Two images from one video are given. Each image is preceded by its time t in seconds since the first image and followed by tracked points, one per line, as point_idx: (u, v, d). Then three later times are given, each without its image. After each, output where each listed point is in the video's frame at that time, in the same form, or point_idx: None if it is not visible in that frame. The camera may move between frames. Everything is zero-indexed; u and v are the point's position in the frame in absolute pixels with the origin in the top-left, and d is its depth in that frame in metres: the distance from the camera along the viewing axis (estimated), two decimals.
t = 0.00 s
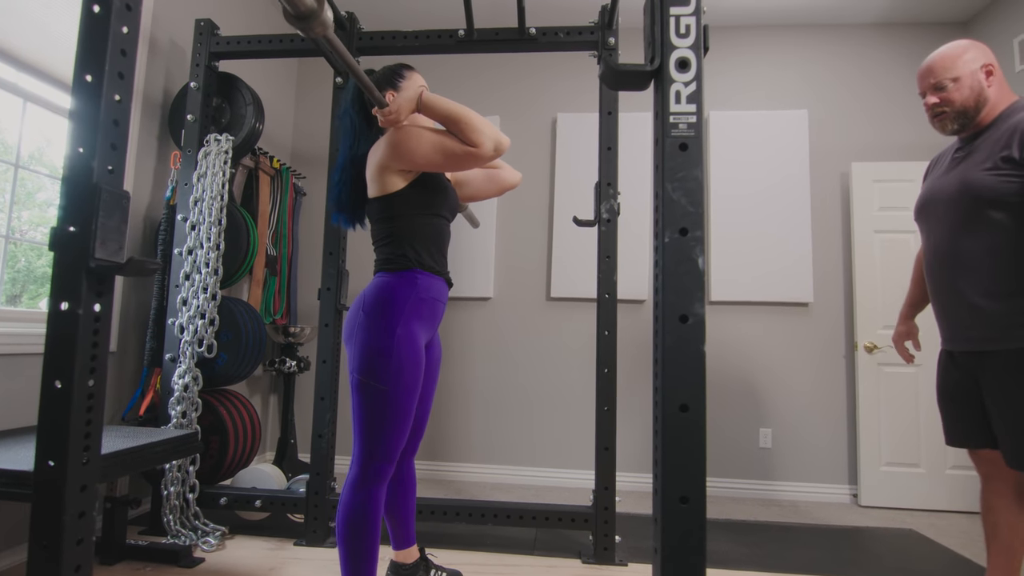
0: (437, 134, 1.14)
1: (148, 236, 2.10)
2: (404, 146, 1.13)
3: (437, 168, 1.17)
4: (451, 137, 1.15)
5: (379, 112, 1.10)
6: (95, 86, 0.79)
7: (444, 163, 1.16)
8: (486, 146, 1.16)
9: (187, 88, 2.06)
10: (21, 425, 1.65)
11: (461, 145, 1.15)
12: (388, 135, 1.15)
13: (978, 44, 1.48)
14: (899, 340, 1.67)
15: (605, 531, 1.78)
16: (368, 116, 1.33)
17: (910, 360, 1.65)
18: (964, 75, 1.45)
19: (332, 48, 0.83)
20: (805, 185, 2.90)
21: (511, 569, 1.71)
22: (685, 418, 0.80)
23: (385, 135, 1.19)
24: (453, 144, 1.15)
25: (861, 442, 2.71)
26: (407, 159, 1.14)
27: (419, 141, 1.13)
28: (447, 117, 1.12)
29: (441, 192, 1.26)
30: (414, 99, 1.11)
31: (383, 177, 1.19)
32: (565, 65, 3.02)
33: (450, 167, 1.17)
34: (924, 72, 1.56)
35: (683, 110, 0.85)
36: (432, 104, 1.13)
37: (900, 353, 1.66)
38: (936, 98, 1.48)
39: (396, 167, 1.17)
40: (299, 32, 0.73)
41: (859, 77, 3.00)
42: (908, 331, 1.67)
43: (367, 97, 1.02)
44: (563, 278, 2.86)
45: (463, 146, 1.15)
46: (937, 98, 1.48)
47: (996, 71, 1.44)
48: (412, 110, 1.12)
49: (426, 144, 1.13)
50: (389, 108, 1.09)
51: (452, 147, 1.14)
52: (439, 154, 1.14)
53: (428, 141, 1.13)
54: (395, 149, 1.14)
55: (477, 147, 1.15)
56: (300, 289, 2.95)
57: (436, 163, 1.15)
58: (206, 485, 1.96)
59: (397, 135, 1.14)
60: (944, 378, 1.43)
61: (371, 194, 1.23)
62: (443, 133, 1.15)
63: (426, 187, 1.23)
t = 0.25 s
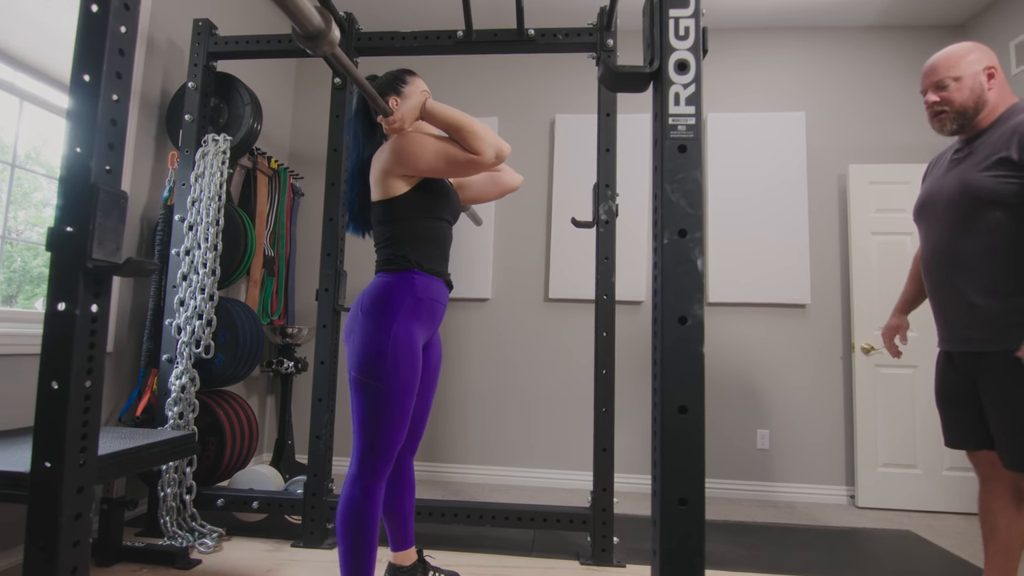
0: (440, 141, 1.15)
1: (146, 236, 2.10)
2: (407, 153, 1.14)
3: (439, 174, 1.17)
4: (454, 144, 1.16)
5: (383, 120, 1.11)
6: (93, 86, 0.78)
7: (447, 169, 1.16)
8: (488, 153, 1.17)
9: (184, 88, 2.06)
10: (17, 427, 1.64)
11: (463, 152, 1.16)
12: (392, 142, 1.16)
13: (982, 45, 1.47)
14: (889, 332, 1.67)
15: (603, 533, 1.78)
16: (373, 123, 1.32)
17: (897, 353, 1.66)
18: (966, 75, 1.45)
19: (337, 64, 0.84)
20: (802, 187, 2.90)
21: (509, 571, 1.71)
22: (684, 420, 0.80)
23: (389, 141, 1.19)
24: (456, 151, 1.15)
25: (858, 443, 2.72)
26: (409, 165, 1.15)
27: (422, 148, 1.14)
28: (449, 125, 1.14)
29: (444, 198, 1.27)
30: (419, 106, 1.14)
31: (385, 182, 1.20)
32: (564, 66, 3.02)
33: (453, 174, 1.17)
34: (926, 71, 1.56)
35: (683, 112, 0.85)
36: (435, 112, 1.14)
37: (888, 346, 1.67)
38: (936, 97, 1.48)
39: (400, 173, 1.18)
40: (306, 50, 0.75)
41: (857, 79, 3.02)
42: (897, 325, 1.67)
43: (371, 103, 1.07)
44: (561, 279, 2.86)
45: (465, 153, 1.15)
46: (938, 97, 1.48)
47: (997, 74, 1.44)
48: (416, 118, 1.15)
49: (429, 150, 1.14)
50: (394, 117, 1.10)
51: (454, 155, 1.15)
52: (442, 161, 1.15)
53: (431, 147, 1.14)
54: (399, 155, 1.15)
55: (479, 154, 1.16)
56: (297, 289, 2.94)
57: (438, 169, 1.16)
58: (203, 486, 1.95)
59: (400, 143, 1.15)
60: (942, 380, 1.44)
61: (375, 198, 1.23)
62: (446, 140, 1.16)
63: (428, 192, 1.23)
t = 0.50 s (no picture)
0: (435, 139, 1.15)
1: (140, 236, 2.08)
2: (401, 150, 1.14)
3: (434, 173, 1.17)
4: (449, 142, 1.16)
5: (377, 117, 1.11)
6: (87, 85, 0.78)
7: (441, 168, 1.16)
8: (483, 152, 1.17)
9: (179, 87, 2.05)
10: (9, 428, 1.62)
11: (458, 150, 1.15)
12: (386, 139, 1.16)
13: (984, 47, 1.49)
14: (876, 322, 1.68)
15: (599, 534, 1.78)
16: (366, 120, 1.32)
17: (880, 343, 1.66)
18: (966, 76, 1.47)
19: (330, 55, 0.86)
20: (797, 189, 2.92)
21: (505, 572, 1.71)
22: (680, 421, 0.80)
23: (383, 139, 1.19)
24: (451, 150, 1.15)
25: (852, 444, 2.73)
26: (404, 162, 1.15)
27: (416, 145, 1.13)
28: (444, 122, 1.14)
29: (439, 196, 1.26)
30: (414, 104, 1.14)
31: (380, 180, 1.19)
32: (560, 67, 3.03)
33: (447, 172, 1.17)
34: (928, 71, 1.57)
35: (680, 114, 0.85)
36: (430, 110, 1.14)
37: (871, 335, 1.67)
38: (936, 96, 1.50)
39: (394, 171, 1.17)
40: (297, 41, 0.74)
41: (851, 82, 3.04)
42: (884, 316, 1.67)
43: (367, 102, 1.08)
44: (558, 280, 2.86)
45: (460, 151, 1.15)
46: (938, 97, 1.50)
47: (998, 76, 1.45)
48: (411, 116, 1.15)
49: (424, 148, 1.14)
50: (387, 114, 1.11)
51: (449, 152, 1.15)
52: (437, 159, 1.14)
53: (426, 146, 1.14)
54: (393, 153, 1.14)
55: (474, 152, 1.15)
56: (292, 290, 2.93)
57: (433, 167, 1.15)
58: (197, 487, 1.94)
59: (395, 140, 1.14)
60: (936, 382, 1.45)
61: (369, 197, 1.23)
62: (441, 138, 1.16)
63: (423, 191, 1.23)
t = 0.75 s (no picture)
0: (427, 139, 1.15)
1: (132, 238, 2.06)
2: (394, 150, 1.14)
3: (426, 172, 1.17)
4: (441, 143, 1.16)
5: (369, 116, 1.06)
6: (81, 85, 0.77)
7: (434, 168, 1.16)
8: (476, 153, 1.17)
9: (174, 88, 2.04)
10: None
11: (451, 150, 1.15)
12: (379, 138, 1.15)
13: (984, 56, 1.50)
14: (874, 336, 1.69)
15: (593, 539, 1.78)
16: (360, 120, 1.32)
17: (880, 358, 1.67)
18: (966, 84, 1.47)
19: (320, 47, 0.84)
20: (791, 195, 2.94)
21: None
22: (676, 428, 0.80)
23: (376, 138, 1.19)
24: (443, 150, 1.15)
25: (844, 449, 2.75)
26: (396, 162, 1.15)
27: (408, 145, 1.13)
28: (438, 122, 1.12)
29: (432, 198, 1.26)
30: (406, 103, 1.10)
31: (372, 181, 1.19)
32: (556, 72, 3.04)
33: (439, 173, 1.17)
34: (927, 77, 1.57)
35: (677, 121, 0.86)
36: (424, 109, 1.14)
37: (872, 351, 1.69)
38: (934, 102, 1.50)
39: (386, 170, 1.17)
40: (287, 30, 0.72)
41: (843, 90, 3.07)
42: (882, 330, 1.69)
43: (359, 101, 1.04)
44: (553, 285, 2.87)
45: (453, 151, 1.15)
46: (937, 103, 1.50)
47: (995, 87, 1.46)
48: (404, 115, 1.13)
49: (416, 148, 1.13)
50: (379, 113, 1.05)
51: (442, 153, 1.15)
52: (429, 159, 1.14)
53: (418, 146, 1.14)
54: (386, 152, 1.14)
55: (467, 153, 1.15)
56: (286, 292, 2.91)
57: (425, 167, 1.15)
58: (188, 491, 1.92)
59: (388, 139, 1.14)
60: (930, 387, 1.46)
61: (360, 197, 1.23)
62: (434, 138, 1.15)
63: (415, 192, 1.23)
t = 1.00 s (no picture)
0: (430, 144, 1.15)
1: (132, 241, 2.06)
2: (397, 153, 1.14)
3: (427, 176, 1.16)
4: (443, 148, 1.16)
5: (373, 118, 1.08)
6: (83, 89, 0.77)
7: (435, 172, 1.16)
8: (478, 159, 1.17)
9: (174, 91, 2.04)
10: None
11: (453, 156, 1.16)
12: (382, 141, 1.16)
13: (981, 56, 1.49)
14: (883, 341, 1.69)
15: (595, 542, 1.77)
16: (364, 122, 1.32)
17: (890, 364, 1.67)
18: (967, 84, 1.46)
19: (326, 50, 0.84)
20: (790, 197, 2.95)
21: None
22: (679, 430, 0.80)
23: (378, 141, 1.19)
24: (445, 155, 1.15)
25: (845, 451, 2.75)
26: (397, 164, 1.14)
27: (411, 148, 1.13)
28: (441, 127, 1.14)
29: (433, 202, 1.27)
30: (410, 107, 1.12)
31: (373, 183, 1.19)
32: (556, 76, 3.05)
33: (440, 178, 1.17)
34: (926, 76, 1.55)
35: (679, 124, 0.86)
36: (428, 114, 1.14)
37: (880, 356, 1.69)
38: (936, 102, 1.49)
39: (387, 173, 1.17)
40: (292, 32, 0.72)
41: (842, 92, 3.08)
42: (888, 334, 1.69)
43: (363, 102, 1.05)
44: (553, 287, 2.87)
45: (455, 157, 1.16)
46: (940, 103, 1.48)
47: (994, 87, 1.46)
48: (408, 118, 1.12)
49: (418, 152, 1.14)
50: (384, 115, 1.08)
51: (444, 157, 1.15)
52: (430, 163, 1.14)
53: (420, 149, 1.14)
54: (388, 155, 1.14)
55: (469, 159, 1.16)
56: (287, 296, 2.91)
57: (426, 171, 1.15)
58: (188, 496, 1.91)
59: (391, 142, 1.14)
60: (931, 388, 1.46)
61: (360, 199, 1.22)
62: (437, 143, 1.16)
63: (415, 196, 1.23)
